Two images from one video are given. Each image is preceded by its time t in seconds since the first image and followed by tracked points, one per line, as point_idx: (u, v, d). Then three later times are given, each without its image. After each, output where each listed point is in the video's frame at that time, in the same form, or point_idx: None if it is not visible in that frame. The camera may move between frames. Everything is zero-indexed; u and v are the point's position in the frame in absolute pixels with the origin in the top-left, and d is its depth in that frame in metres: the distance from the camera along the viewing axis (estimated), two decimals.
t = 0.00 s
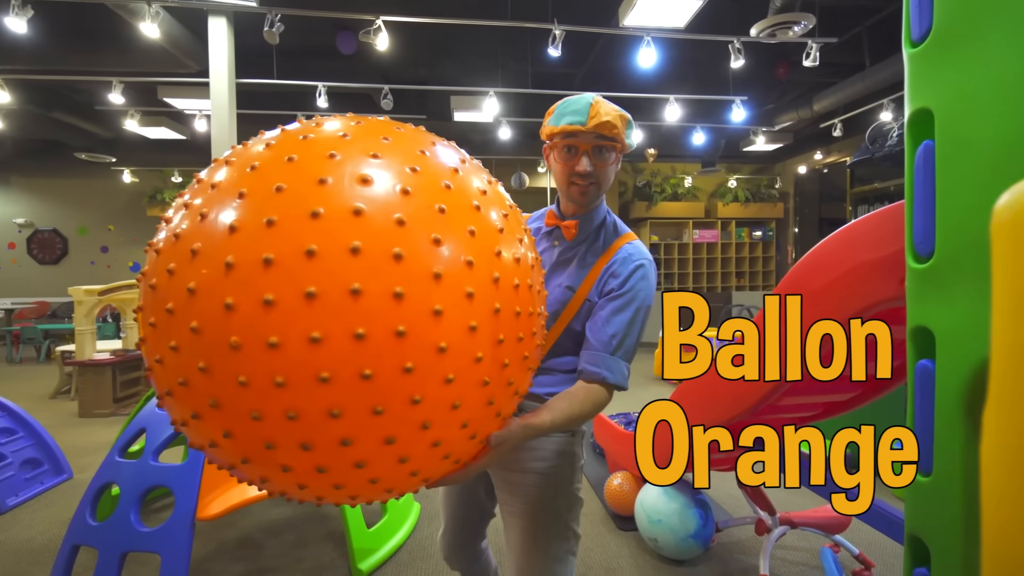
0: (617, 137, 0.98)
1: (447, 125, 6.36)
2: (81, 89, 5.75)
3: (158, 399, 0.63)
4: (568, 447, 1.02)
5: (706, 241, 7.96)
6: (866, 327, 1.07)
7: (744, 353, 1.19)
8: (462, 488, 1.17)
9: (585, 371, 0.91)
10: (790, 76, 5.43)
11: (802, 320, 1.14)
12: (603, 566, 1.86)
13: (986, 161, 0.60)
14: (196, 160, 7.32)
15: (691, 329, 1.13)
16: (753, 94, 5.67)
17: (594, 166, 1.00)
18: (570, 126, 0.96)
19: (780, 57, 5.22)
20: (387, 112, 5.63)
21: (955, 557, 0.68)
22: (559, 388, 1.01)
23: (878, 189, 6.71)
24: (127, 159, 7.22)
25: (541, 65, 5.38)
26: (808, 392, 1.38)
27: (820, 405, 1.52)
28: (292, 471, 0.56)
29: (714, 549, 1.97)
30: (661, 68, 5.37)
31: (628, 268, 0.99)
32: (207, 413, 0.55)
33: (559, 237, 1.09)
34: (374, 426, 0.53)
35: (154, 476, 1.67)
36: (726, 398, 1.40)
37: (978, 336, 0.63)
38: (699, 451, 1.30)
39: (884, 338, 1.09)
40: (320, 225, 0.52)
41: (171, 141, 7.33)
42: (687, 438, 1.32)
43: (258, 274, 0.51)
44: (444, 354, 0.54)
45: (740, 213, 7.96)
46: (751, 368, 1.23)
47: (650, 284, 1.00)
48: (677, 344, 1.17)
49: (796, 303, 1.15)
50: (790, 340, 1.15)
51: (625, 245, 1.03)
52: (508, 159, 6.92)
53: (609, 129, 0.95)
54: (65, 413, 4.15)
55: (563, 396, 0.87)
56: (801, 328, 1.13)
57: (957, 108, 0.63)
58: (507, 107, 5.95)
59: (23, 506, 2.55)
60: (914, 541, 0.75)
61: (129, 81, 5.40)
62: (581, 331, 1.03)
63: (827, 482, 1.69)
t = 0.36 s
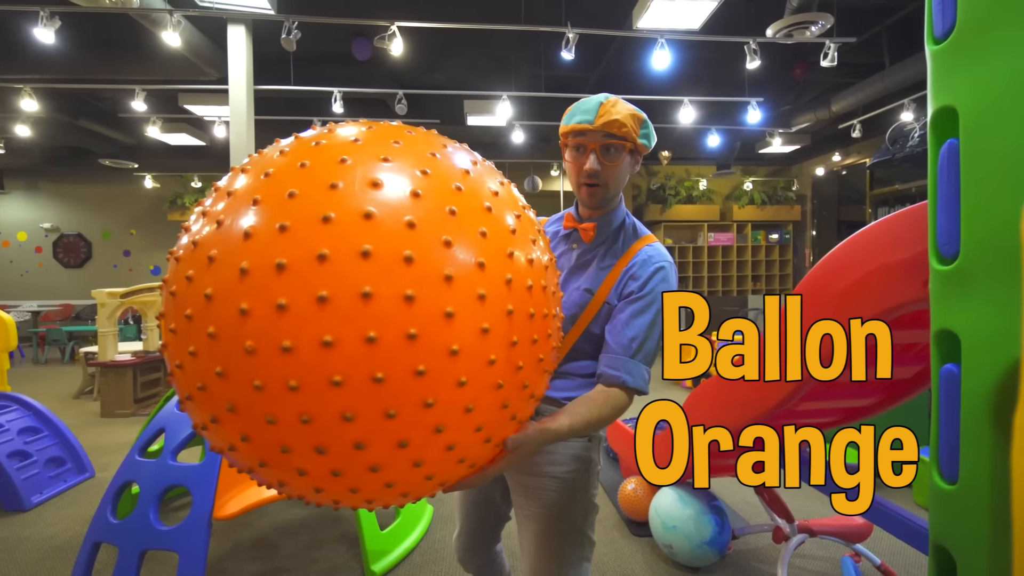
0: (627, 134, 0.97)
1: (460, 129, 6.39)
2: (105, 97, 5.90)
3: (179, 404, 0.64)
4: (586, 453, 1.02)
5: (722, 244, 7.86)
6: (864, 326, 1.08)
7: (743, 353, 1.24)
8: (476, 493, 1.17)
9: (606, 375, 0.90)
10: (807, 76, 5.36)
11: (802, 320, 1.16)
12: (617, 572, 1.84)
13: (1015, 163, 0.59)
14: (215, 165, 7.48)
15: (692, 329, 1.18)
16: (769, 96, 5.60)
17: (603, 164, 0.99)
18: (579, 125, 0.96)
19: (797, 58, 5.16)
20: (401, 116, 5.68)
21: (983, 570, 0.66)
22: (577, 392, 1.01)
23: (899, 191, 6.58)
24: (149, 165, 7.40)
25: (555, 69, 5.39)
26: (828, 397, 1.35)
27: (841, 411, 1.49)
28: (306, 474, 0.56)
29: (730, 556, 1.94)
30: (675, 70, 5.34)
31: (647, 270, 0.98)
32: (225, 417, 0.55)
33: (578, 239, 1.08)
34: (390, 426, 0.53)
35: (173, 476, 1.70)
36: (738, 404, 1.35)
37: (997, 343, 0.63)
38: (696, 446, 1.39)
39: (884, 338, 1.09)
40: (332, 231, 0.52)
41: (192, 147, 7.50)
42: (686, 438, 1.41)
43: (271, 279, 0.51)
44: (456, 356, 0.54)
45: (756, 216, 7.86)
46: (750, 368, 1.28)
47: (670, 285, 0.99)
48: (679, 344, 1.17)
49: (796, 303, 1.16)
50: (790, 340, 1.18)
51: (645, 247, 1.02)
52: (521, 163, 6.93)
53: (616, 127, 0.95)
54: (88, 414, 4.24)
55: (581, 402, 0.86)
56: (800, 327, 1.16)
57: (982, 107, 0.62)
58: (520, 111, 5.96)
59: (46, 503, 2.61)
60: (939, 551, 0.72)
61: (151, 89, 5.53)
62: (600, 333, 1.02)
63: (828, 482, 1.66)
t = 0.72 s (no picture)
0: (621, 117, 0.97)
1: (471, 132, 6.41)
2: (124, 102, 6.00)
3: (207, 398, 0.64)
4: (600, 451, 1.01)
5: (734, 246, 7.79)
6: (864, 326, 1.07)
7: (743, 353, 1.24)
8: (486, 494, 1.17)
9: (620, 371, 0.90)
10: (821, 76, 5.30)
11: (802, 320, 1.16)
12: None
13: None
14: (230, 169, 7.60)
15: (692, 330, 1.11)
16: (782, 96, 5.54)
17: (597, 147, 0.99)
18: (578, 111, 1.00)
19: (811, 57, 5.11)
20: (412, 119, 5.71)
21: None
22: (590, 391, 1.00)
23: (916, 192, 6.48)
24: (166, 168, 7.53)
25: (565, 71, 5.39)
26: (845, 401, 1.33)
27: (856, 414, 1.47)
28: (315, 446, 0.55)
29: (743, 561, 1.91)
30: (687, 71, 5.31)
31: (660, 265, 0.98)
32: (250, 397, 0.55)
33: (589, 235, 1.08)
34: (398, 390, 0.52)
35: (187, 475, 1.72)
36: (746, 406, 1.35)
37: (1016, 344, 0.61)
38: (697, 446, 1.40)
39: (884, 338, 1.06)
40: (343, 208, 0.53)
41: (208, 151, 7.62)
42: (686, 439, 1.40)
43: (287, 256, 0.52)
44: (468, 321, 0.53)
45: (769, 217, 7.78)
46: (751, 368, 1.29)
47: (684, 280, 0.99)
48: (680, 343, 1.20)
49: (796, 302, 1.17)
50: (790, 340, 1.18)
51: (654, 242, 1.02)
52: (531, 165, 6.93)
53: (611, 111, 0.97)
54: (105, 413, 4.31)
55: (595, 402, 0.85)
56: (801, 327, 1.16)
57: (1002, 105, 0.61)
58: (531, 114, 5.97)
59: (64, 501, 2.65)
60: (958, 558, 0.71)
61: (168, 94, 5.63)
62: (613, 331, 1.01)
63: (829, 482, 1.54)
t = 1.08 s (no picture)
0: (597, 154, 0.99)
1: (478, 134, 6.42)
2: (136, 105, 6.08)
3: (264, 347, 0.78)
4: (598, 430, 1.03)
5: (742, 247, 7.72)
6: (863, 326, 1.08)
7: (743, 353, 1.28)
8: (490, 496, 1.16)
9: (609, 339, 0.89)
10: (831, 76, 5.26)
11: (802, 321, 1.18)
12: None
13: None
14: (241, 171, 7.69)
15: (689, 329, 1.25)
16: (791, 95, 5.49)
17: (578, 179, 1.01)
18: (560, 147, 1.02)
19: (820, 57, 5.07)
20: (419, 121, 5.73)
21: None
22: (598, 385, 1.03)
23: (927, 192, 6.40)
24: (178, 171, 7.63)
25: (571, 73, 5.39)
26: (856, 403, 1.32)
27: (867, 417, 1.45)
28: (356, 369, 0.70)
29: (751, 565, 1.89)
30: (695, 71, 5.29)
31: (632, 263, 0.99)
32: (287, 325, 0.70)
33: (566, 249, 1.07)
34: (398, 321, 0.66)
35: (195, 474, 1.72)
36: (754, 406, 1.33)
37: None
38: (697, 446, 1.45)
39: (884, 338, 1.06)
40: (362, 182, 0.68)
41: (218, 154, 7.71)
42: (687, 439, 1.46)
43: (313, 204, 0.68)
44: (454, 235, 0.68)
45: (778, 218, 7.72)
46: (750, 368, 1.33)
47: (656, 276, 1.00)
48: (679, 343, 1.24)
49: (798, 307, 1.21)
50: (792, 339, 1.20)
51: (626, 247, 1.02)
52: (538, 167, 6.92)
53: (591, 149, 0.99)
54: (116, 413, 4.36)
55: (574, 355, 0.86)
56: (800, 327, 1.18)
57: (1016, 101, 0.60)
58: (537, 115, 5.97)
59: (75, 500, 2.68)
60: (973, 564, 0.69)
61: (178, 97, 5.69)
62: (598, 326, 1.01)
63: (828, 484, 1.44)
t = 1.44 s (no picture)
0: (567, 151, 1.11)
1: (483, 135, 6.43)
2: (143, 108, 6.12)
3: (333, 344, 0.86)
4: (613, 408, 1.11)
5: (748, 248, 7.68)
6: (862, 326, 1.08)
7: (743, 353, 1.25)
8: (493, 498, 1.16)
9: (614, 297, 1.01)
10: (838, 76, 5.21)
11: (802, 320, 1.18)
12: None
13: None
14: (248, 173, 7.74)
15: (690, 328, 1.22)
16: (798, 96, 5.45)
17: (550, 171, 1.12)
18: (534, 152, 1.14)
19: (826, 57, 5.04)
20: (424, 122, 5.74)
21: None
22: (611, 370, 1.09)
23: (936, 192, 6.33)
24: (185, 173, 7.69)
25: (576, 74, 5.39)
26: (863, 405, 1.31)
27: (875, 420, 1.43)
28: (417, 350, 0.79)
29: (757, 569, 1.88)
30: (700, 71, 5.28)
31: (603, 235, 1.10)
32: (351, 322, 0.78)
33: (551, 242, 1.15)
34: (452, 300, 0.75)
35: (202, 474, 1.73)
36: (755, 406, 1.33)
37: None
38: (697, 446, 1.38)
39: (884, 339, 1.06)
40: (408, 201, 0.75)
41: (225, 156, 7.76)
42: (687, 439, 1.39)
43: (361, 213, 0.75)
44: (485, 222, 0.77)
45: (784, 219, 7.67)
46: (749, 369, 1.27)
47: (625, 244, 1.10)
48: (679, 343, 1.22)
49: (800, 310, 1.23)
50: (791, 340, 1.20)
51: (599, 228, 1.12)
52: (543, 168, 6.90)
53: (560, 147, 1.11)
54: (123, 413, 4.38)
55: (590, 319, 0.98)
56: (799, 327, 1.18)
57: None
58: (542, 116, 5.96)
59: (82, 499, 2.70)
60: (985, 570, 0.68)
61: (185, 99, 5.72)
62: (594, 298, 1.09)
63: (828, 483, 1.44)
